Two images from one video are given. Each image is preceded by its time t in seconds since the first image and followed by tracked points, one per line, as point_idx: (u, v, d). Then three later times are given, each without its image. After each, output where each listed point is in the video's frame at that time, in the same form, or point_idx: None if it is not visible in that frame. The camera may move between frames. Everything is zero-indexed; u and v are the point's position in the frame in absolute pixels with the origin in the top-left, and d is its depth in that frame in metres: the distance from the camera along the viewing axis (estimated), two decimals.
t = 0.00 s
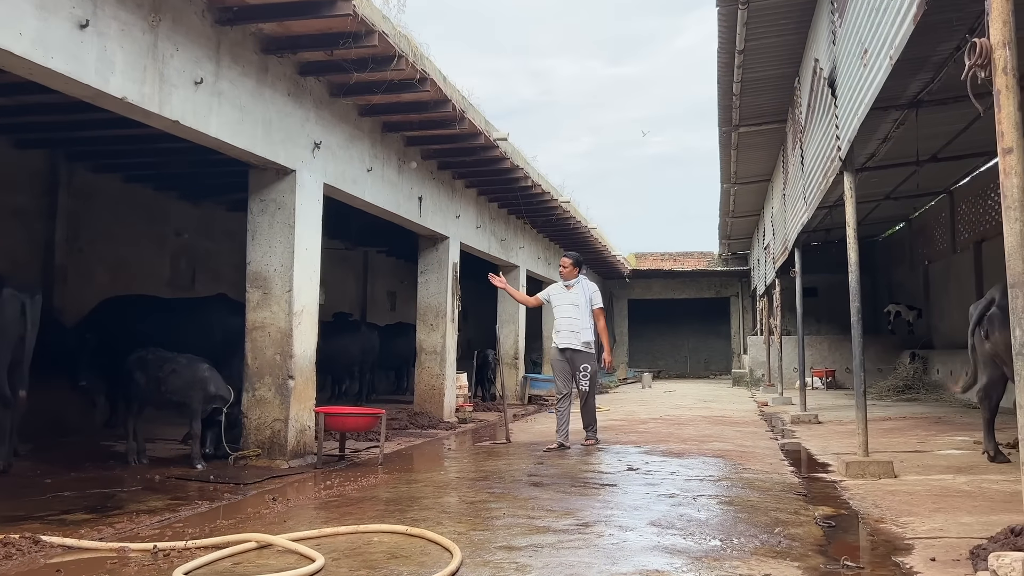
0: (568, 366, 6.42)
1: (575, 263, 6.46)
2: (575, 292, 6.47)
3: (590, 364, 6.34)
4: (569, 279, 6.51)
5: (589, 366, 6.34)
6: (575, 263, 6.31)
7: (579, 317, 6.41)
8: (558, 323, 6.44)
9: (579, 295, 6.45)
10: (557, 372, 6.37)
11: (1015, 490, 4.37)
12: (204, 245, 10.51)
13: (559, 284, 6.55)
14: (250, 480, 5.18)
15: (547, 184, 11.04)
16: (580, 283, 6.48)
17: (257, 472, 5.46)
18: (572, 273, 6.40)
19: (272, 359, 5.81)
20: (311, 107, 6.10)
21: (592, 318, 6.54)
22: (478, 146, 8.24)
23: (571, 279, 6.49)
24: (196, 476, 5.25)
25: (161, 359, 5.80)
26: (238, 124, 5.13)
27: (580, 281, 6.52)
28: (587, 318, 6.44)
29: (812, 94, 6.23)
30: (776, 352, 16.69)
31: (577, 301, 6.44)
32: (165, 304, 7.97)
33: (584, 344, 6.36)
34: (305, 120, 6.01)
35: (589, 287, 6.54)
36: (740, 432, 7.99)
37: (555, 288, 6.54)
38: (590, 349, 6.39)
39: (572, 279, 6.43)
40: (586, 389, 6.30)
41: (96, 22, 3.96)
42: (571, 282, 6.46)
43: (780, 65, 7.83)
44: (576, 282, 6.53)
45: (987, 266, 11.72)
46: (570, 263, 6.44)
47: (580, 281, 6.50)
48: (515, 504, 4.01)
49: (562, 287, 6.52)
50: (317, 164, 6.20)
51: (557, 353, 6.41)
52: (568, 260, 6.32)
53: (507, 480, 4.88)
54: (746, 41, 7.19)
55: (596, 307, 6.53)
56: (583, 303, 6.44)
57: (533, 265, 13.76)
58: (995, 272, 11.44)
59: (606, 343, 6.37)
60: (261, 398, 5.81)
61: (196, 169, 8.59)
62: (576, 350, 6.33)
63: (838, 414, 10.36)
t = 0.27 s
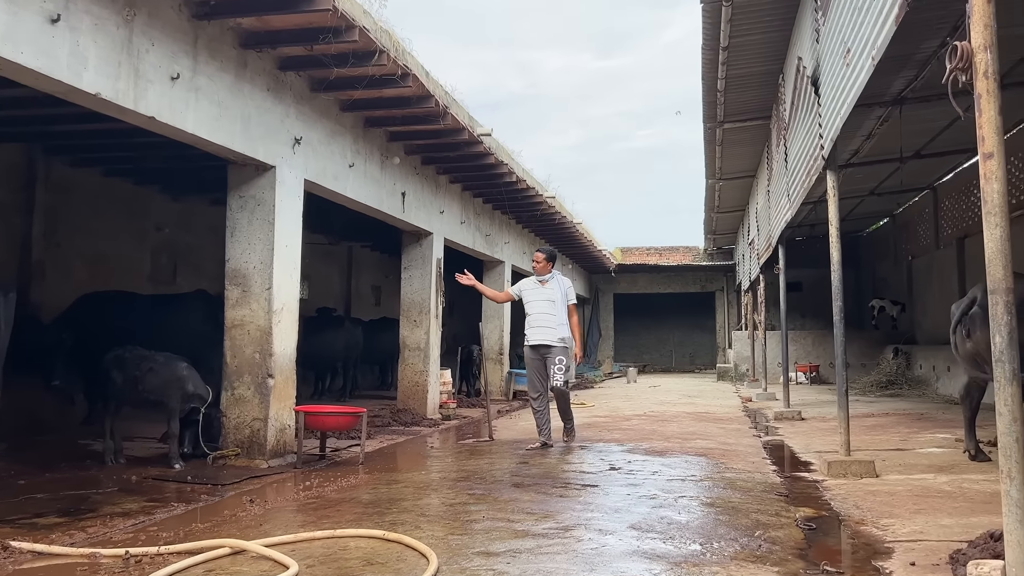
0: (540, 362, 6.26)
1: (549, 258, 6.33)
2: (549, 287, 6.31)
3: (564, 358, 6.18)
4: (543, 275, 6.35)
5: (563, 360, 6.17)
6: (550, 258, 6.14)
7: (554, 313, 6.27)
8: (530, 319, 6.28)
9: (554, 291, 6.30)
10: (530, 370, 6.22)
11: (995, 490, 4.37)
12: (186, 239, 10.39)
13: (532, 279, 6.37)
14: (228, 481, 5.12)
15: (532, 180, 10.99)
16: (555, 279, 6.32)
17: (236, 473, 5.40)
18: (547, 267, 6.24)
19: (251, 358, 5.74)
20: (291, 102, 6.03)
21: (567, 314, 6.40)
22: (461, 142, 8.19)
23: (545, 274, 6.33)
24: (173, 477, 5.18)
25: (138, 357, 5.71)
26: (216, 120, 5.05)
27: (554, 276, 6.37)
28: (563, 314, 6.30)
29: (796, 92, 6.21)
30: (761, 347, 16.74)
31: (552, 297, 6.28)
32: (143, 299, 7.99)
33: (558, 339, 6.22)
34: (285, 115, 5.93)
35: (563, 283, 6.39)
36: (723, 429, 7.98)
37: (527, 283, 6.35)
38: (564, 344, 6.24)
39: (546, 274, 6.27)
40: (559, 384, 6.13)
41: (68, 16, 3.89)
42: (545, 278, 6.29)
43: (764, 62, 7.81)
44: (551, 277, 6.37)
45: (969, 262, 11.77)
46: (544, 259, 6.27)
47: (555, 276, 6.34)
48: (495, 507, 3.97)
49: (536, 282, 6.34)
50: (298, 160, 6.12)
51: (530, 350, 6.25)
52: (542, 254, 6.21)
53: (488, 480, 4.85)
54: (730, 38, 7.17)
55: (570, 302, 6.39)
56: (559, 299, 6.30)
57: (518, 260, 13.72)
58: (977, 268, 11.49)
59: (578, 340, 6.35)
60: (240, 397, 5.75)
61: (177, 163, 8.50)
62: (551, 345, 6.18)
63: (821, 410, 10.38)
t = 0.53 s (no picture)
0: (521, 365, 6.18)
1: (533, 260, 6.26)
2: (532, 289, 6.21)
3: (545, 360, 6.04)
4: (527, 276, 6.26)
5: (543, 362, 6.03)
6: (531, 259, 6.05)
7: (536, 317, 6.18)
8: (511, 321, 6.19)
9: (536, 294, 6.21)
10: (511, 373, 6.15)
11: (980, 495, 4.37)
12: (172, 236, 10.16)
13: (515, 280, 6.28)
14: (211, 485, 5.06)
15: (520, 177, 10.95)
16: (537, 281, 6.23)
17: (220, 476, 5.35)
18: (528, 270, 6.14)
19: (235, 360, 5.69)
20: (276, 101, 5.97)
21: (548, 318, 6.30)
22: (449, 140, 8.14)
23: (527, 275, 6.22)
24: (156, 481, 5.13)
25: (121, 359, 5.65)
26: (199, 120, 4.99)
27: (537, 278, 6.25)
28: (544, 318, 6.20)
29: (784, 92, 6.19)
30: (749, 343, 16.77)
31: (535, 299, 6.19)
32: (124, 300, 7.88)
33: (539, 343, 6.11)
34: (269, 115, 5.87)
35: (547, 285, 6.27)
36: (710, 429, 7.98)
37: (509, 283, 6.26)
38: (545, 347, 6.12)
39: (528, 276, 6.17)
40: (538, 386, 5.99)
41: (46, 17, 3.82)
42: (527, 280, 6.19)
43: (753, 61, 7.78)
44: (534, 279, 6.27)
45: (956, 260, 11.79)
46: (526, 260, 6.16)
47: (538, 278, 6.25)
48: (480, 514, 3.93)
49: (518, 283, 6.25)
50: (282, 160, 6.06)
51: (511, 353, 6.18)
52: (525, 256, 6.10)
53: (473, 485, 4.81)
54: (718, 38, 7.14)
55: (552, 307, 6.29)
56: (541, 302, 6.20)
57: (507, 257, 13.67)
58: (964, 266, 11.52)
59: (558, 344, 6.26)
60: (224, 399, 5.70)
61: (162, 160, 8.42)
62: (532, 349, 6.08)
63: (808, 408, 10.41)
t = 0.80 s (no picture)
0: (510, 371, 6.09)
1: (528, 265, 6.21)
2: (526, 295, 6.14)
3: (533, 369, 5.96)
4: (521, 282, 6.20)
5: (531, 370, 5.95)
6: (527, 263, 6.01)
7: (528, 324, 6.11)
8: (504, 327, 6.11)
9: (530, 300, 6.13)
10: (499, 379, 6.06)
11: (974, 507, 4.37)
12: (165, 235, 9.91)
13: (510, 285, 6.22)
14: (206, 494, 5.05)
15: (515, 177, 10.93)
16: (532, 287, 6.17)
17: (215, 484, 5.34)
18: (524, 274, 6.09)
19: (229, 367, 5.68)
20: (270, 106, 5.94)
21: (541, 326, 6.23)
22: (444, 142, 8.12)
23: (522, 280, 6.16)
24: (151, 490, 5.12)
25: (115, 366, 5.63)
26: (192, 128, 4.96)
27: (532, 284, 6.20)
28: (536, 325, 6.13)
29: (780, 98, 6.19)
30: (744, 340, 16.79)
31: (528, 306, 6.12)
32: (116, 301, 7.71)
33: (527, 351, 6.00)
34: (264, 120, 5.84)
35: (541, 293, 6.22)
36: (706, 431, 7.99)
37: (504, 288, 6.19)
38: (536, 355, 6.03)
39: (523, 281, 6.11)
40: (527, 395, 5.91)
41: (37, 29, 3.79)
42: (522, 284, 6.15)
43: (749, 64, 7.76)
44: (529, 285, 6.21)
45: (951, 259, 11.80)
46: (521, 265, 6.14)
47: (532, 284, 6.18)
48: (475, 528, 3.93)
49: (513, 288, 6.19)
50: (276, 166, 6.03)
51: (500, 359, 6.08)
52: (519, 259, 6.08)
53: (468, 495, 4.81)
54: (715, 41, 7.12)
55: (546, 315, 6.23)
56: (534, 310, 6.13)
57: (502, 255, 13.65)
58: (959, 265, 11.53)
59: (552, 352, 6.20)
60: (219, 406, 5.69)
61: (156, 161, 8.39)
62: (521, 355, 5.97)
63: (803, 407, 10.43)
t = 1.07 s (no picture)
0: (513, 377, 6.03)
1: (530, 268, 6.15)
2: (527, 299, 6.08)
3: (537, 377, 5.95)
4: (522, 285, 6.14)
5: (535, 379, 5.95)
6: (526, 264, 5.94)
7: (530, 327, 6.04)
8: (505, 331, 6.05)
9: (532, 303, 6.07)
10: (499, 383, 5.99)
11: (975, 516, 4.40)
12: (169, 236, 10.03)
13: (511, 288, 6.16)
14: (212, 502, 5.09)
15: (518, 176, 10.96)
16: (533, 290, 6.11)
17: (222, 491, 5.37)
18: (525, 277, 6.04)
19: (235, 373, 5.71)
20: (274, 113, 5.96)
21: (544, 329, 6.16)
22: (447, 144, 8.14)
23: (524, 283, 6.10)
24: (157, 497, 5.16)
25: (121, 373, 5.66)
26: (198, 138, 4.99)
27: (533, 287, 6.13)
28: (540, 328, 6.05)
29: (783, 104, 6.20)
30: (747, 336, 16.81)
31: (530, 310, 6.05)
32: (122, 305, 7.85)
33: (532, 356, 5.96)
34: (268, 127, 5.87)
35: (543, 296, 6.14)
36: (708, 433, 8.02)
37: (505, 291, 6.14)
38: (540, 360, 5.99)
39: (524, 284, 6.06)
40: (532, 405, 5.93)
41: (45, 45, 3.82)
42: (523, 287, 6.07)
43: (753, 66, 7.77)
44: (530, 287, 6.14)
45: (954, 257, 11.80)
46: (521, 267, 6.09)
47: (534, 287, 6.12)
48: (479, 539, 3.96)
49: (514, 291, 6.12)
50: (280, 172, 6.05)
51: (501, 363, 6.02)
52: (520, 262, 6.05)
53: (472, 503, 4.85)
54: (718, 44, 7.13)
55: (550, 317, 6.15)
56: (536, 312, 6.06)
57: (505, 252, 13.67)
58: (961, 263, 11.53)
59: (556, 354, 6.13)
60: (224, 412, 5.73)
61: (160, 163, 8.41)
62: (524, 360, 5.94)
63: (805, 406, 10.46)
